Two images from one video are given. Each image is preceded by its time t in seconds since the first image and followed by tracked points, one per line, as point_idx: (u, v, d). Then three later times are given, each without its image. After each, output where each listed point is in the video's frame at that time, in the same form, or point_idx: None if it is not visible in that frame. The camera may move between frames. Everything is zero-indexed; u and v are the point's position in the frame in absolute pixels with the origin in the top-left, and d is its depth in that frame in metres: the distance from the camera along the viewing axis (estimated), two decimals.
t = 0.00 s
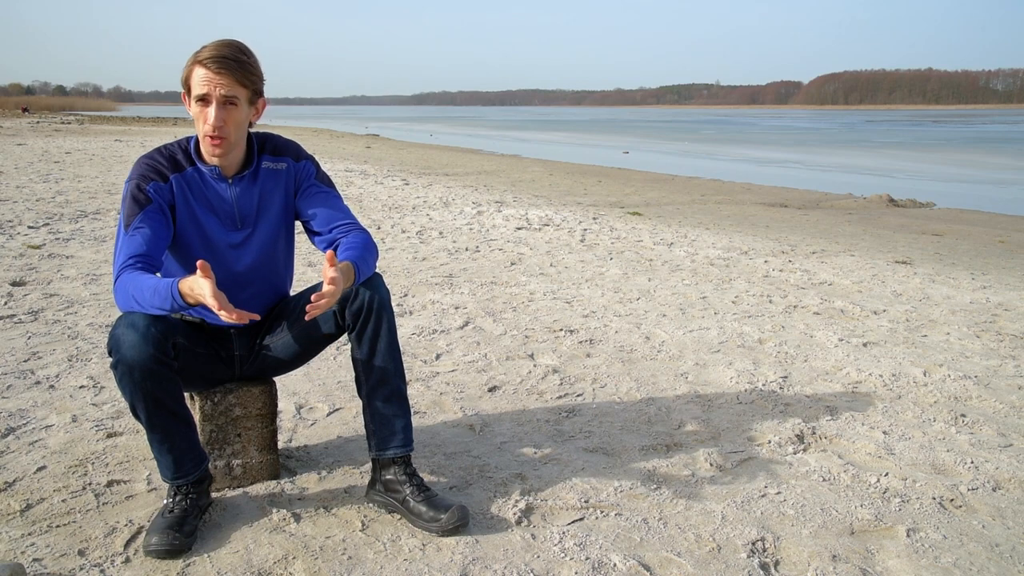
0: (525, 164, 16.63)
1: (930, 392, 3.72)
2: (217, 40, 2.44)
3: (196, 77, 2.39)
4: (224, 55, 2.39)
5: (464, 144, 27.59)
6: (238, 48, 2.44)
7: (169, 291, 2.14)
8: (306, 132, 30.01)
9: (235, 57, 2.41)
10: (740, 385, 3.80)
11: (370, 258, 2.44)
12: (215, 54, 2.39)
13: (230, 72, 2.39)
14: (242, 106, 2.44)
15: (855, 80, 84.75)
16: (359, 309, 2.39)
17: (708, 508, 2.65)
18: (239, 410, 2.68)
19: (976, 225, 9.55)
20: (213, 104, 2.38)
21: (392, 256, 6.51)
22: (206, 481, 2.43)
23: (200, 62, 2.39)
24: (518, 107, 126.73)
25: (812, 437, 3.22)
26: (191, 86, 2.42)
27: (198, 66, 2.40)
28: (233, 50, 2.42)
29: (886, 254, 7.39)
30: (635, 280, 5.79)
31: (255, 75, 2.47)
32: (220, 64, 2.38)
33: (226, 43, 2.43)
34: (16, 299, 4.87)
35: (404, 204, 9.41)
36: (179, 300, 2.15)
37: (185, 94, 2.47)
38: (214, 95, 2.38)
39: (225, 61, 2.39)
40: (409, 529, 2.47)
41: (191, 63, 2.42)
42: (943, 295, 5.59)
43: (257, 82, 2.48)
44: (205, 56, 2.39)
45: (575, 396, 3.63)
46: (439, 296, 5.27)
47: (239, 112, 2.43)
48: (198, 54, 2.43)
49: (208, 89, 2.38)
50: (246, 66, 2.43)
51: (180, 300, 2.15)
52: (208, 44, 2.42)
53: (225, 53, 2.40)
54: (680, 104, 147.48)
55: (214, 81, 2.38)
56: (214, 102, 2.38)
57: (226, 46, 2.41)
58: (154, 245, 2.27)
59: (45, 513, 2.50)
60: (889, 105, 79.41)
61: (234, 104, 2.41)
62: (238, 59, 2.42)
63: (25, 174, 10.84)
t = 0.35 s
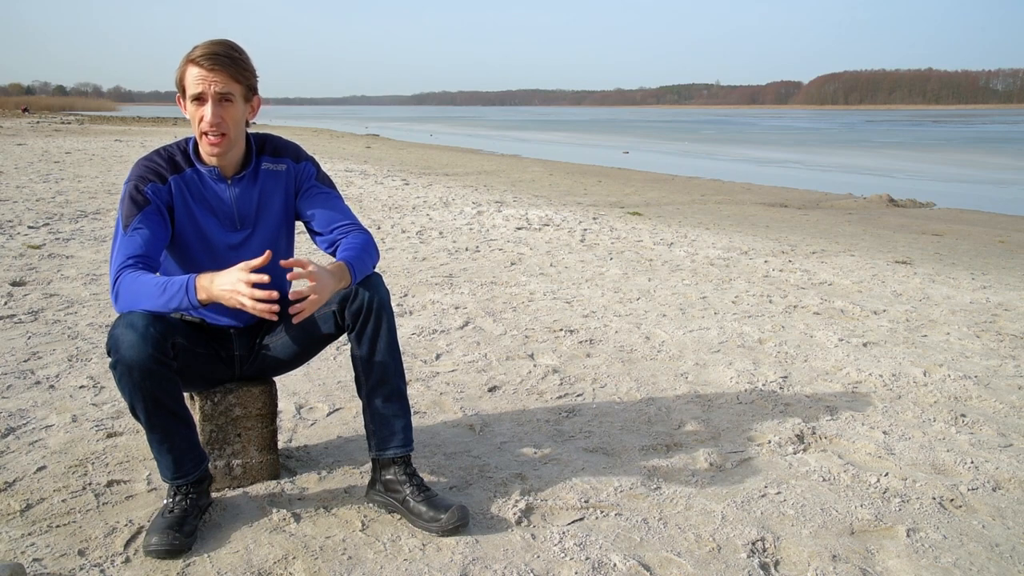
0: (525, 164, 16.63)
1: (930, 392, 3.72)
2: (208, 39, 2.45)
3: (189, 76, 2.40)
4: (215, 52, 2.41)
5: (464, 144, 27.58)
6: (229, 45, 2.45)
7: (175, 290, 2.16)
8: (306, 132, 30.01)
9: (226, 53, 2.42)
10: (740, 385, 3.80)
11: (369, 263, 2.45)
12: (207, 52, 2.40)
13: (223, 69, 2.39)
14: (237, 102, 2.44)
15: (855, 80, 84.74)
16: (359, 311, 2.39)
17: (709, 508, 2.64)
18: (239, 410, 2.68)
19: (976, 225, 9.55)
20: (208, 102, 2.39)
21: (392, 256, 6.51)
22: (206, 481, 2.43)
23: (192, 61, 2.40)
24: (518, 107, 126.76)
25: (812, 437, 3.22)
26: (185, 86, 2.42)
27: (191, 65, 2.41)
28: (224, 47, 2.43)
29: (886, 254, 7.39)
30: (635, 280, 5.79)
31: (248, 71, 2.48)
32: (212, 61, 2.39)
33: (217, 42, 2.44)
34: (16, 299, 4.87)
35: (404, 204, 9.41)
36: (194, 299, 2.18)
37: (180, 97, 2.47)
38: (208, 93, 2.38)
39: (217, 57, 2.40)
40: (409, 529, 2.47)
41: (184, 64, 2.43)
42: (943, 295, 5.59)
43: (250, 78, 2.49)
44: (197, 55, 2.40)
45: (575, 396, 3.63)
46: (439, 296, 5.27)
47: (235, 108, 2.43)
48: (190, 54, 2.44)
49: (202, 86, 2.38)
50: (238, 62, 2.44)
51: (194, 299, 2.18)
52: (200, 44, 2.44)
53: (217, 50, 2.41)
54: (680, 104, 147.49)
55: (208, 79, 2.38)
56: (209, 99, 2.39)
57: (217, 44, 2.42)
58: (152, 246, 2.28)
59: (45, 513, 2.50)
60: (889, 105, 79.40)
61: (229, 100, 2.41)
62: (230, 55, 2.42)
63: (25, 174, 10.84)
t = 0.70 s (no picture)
0: (525, 164, 16.64)
1: (930, 392, 3.72)
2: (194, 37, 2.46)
3: (176, 73, 2.40)
4: (201, 48, 2.41)
5: (465, 144, 27.58)
6: (215, 42, 2.46)
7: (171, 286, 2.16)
8: (307, 132, 30.01)
9: (211, 49, 2.42)
10: (740, 385, 3.80)
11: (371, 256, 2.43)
12: (192, 49, 2.41)
13: (209, 63, 2.40)
14: (225, 98, 2.44)
15: (855, 80, 84.75)
16: (360, 309, 2.39)
17: (709, 508, 2.64)
18: (239, 410, 2.68)
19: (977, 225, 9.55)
20: (196, 97, 2.38)
21: (392, 256, 6.51)
22: (205, 481, 2.43)
23: (179, 59, 2.41)
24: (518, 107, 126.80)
25: (812, 437, 3.22)
26: (172, 85, 2.42)
27: (178, 63, 2.41)
28: (210, 44, 2.44)
29: (886, 254, 7.39)
30: (635, 280, 5.79)
31: (235, 67, 2.48)
32: (198, 56, 2.39)
33: (203, 39, 2.45)
34: (16, 299, 4.87)
35: (404, 204, 9.42)
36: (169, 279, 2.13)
37: (169, 97, 2.47)
38: (195, 89, 2.38)
39: (203, 53, 2.40)
40: (409, 529, 2.47)
41: (171, 63, 2.43)
42: (943, 295, 5.59)
43: (237, 73, 2.49)
44: (183, 52, 2.41)
45: (575, 396, 3.63)
46: (439, 296, 5.27)
47: (223, 104, 2.42)
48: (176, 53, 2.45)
49: (189, 83, 2.38)
50: (224, 57, 2.44)
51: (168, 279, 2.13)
52: (186, 42, 2.44)
53: (202, 46, 2.41)
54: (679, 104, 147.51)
55: (194, 75, 2.38)
56: (196, 95, 2.38)
57: (202, 41, 2.43)
58: (149, 246, 2.27)
59: (45, 513, 2.50)
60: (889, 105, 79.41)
61: (216, 95, 2.41)
62: (215, 50, 2.43)
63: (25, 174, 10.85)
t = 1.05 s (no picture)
0: (525, 164, 16.64)
1: (930, 392, 3.72)
2: (188, 46, 2.43)
3: (173, 85, 2.37)
4: (196, 59, 2.38)
5: (465, 144, 27.58)
6: (209, 50, 2.42)
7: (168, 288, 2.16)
8: (307, 132, 30.01)
9: (207, 59, 2.39)
10: (740, 385, 3.80)
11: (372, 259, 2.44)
12: (188, 60, 2.38)
13: (206, 76, 2.37)
14: (223, 108, 2.42)
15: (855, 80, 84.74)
16: (360, 310, 2.39)
17: (709, 508, 2.64)
18: (239, 410, 2.68)
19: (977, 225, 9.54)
20: (194, 111, 2.37)
21: (392, 256, 6.51)
22: (206, 481, 2.43)
23: (175, 70, 2.38)
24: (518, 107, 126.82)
25: (812, 437, 3.22)
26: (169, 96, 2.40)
27: (173, 75, 2.38)
28: (205, 53, 2.40)
29: (886, 254, 7.39)
30: (635, 280, 5.79)
31: (231, 75, 2.46)
32: (194, 69, 2.37)
33: (197, 47, 2.41)
34: (16, 299, 4.87)
35: (404, 204, 9.42)
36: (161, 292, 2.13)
37: (164, 105, 2.45)
38: (193, 102, 2.36)
39: (199, 65, 2.37)
40: (409, 529, 2.47)
41: (166, 73, 2.41)
42: (943, 295, 5.59)
43: (233, 81, 2.47)
44: (178, 64, 2.38)
45: (575, 396, 3.63)
46: (439, 296, 5.27)
47: (221, 115, 2.41)
48: (171, 62, 2.42)
49: (186, 96, 2.36)
50: (220, 67, 2.41)
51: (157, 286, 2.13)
52: (180, 51, 2.41)
53: (198, 57, 2.39)
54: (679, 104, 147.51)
55: (191, 88, 2.36)
56: (194, 108, 2.37)
57: (197, 51, 2.40)
58: (147, 247, 2.28)
59: (45, 513, 2.50)
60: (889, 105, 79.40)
61: (214, 107, 2.40)
62: (211, 61, 2.40)
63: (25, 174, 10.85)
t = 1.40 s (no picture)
0: (525, 164, 16.64)
1: (930, 391, 3.72)
2: (182, 46, 2.38)
3: (178, 91, 2.34)
4: (198, 61, 2.35)
5: (465, 144, 27.58)
6: (205, 48, 2.39)
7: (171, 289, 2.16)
8: (307, 132, 30.01)
9: (208, 58, 2.37)
10: (740, 385, 3.80)
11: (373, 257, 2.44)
12: (189, 63, 2.34)
13: (212, 77, 2.36)
14: (229, 105, 2.43)
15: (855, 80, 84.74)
16: (360, 310, 2.39)
17: (708, 508, 2.64)
18: (239, 410, 2.68)
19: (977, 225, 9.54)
20: (206, 114, 2.37)
21: (392, 256, 6.51)
22: (205, 481, 2.43)
23: (178, 77, 2.34)
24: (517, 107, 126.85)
25: (812, 437, 3.22)
26: (174, 102, 2.37)
27: (177, 81, 2.35)
28: (203, 52, 2.38)
29: (886, 254, 7.39)
30: (635, 280, 5.79)
31: (228, 69, 2.45)
32: (199, 72, 2.34)
33: (193, 48, 2.37)
34: (16, 299, 4.87)
35: (404, 204, 9.42)
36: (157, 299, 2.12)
37: (166, 108, 2.42)
38: (204, 106, 2.36)
39: (202, 67, 2.35)
40: (409, 529, 2.47)
41: (167, 79, 2.37)
42: (943, 295, 5.59)
43: (232, 76, 2.46)
44: (180, 69, 2.34)
45: (575, 396, 3.63)
46: (439, 296, 5.27)
47: (230, 112, 2.42)
48: (169, 66, 2.37)
49: (196, 100, 2.35)
50: (220, 64, 2.40)
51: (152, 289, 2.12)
52: (177, 54, 2.36)
53: (198, 58, 2.36)
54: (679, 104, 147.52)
55: (199, 91, 2.34)
56: (206, 110, 2.37)
57: (196, 52, 2.37)
58: (147, 247, 2.27)
59: (45, 513, 2.50)
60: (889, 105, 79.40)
61: (223, 105, 2.40)
62: (212, 59, 2.38)
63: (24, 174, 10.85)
